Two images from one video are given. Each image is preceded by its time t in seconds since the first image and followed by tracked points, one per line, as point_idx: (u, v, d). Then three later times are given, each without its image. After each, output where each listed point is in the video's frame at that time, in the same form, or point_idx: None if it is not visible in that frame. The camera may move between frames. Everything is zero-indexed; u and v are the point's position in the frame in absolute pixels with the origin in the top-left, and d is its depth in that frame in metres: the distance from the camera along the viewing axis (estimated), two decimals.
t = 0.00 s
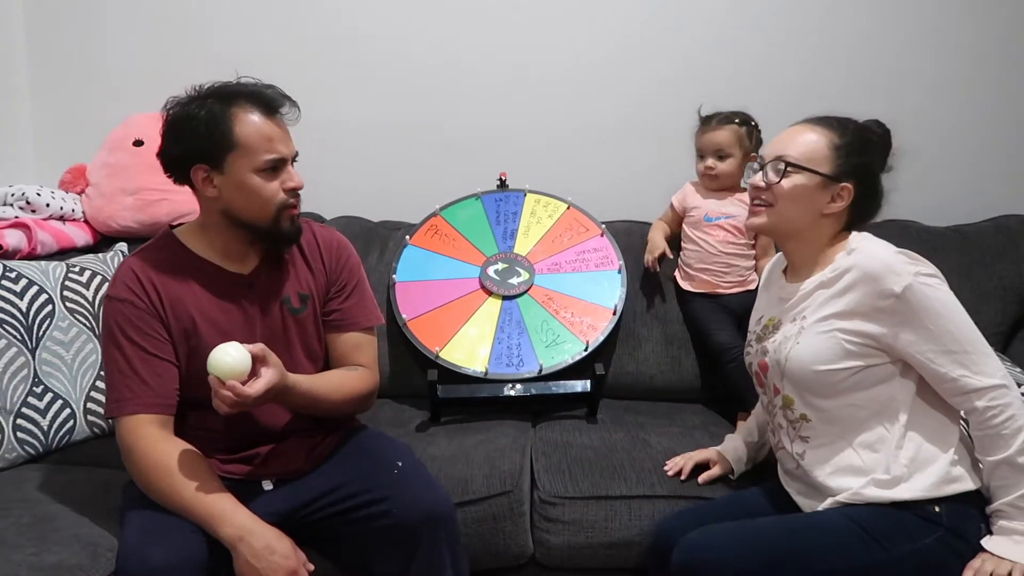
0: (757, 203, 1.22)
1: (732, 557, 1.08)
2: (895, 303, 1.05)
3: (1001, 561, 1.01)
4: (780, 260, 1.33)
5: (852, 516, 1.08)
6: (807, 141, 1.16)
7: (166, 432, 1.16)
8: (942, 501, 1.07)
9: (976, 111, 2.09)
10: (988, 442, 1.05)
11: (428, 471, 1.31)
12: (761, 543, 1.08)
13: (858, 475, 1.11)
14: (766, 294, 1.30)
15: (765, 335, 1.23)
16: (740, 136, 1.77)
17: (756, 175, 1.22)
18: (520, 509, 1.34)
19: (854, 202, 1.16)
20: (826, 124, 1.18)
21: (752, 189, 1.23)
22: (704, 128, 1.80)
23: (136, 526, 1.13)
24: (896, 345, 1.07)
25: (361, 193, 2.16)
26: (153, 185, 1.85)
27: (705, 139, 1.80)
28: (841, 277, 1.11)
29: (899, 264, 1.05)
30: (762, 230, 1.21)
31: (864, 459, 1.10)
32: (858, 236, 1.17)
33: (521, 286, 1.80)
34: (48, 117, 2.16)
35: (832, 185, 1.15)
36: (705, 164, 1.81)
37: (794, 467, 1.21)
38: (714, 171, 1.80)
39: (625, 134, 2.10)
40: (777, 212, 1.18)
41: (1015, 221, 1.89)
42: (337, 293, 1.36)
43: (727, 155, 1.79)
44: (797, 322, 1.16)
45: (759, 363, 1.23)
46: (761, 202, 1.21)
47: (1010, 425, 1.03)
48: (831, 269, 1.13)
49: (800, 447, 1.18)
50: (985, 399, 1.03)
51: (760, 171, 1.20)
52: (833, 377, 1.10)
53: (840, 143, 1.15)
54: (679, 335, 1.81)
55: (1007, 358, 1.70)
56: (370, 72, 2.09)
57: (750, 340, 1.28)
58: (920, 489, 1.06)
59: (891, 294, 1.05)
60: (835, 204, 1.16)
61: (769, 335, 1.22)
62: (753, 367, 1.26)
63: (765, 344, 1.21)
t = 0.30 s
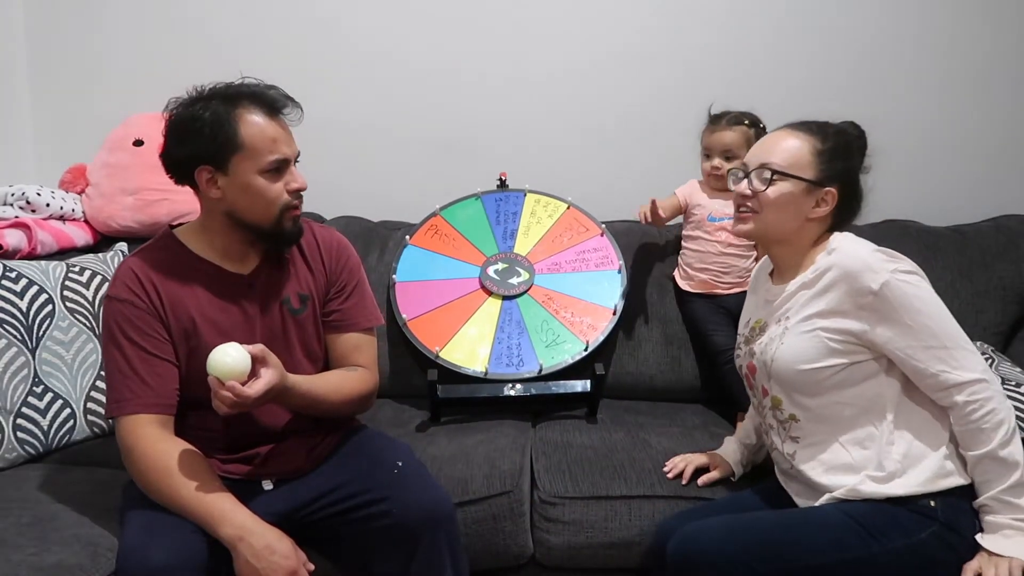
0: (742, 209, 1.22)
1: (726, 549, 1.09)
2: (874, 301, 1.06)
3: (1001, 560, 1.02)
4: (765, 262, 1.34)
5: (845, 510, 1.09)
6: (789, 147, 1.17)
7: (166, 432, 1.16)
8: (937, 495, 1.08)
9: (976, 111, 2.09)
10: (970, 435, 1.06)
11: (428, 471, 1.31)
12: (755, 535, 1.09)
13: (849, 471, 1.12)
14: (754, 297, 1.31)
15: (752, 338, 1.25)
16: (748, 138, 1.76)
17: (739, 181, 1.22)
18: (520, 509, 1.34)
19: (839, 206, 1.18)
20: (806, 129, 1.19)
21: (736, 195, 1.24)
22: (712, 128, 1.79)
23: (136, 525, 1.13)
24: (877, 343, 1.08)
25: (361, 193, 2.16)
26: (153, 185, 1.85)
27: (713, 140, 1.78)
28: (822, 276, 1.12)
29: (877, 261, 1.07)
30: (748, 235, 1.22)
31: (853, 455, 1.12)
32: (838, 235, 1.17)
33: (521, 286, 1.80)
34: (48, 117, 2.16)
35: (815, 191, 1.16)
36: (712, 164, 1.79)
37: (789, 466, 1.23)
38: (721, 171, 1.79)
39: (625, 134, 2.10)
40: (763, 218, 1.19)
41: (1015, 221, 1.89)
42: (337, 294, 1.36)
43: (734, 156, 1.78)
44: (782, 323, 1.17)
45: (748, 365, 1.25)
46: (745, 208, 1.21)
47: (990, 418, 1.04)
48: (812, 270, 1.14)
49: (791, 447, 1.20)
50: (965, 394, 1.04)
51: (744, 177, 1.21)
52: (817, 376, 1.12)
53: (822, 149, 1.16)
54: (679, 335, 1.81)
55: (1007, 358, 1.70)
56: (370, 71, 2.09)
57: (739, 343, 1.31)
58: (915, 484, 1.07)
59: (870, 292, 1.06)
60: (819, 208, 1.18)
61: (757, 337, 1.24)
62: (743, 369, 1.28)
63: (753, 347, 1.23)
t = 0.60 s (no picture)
0: (721, 216, 1.23)
1: (724, 549, 1.09)
2: (844, 303, 1.07)
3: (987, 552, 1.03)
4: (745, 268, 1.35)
5: (839, 506, 1.09)
6: (766, 153, 1.18)
7: (166, 432, 1.16)
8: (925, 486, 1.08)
9: (976, 111, 2.09)
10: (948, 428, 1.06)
11: (428, 471, 1.31)
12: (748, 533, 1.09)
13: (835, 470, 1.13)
14: (736, 302, 1.32)
15: (735, 344, 1.26)
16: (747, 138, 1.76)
17: (717, 189, 1.23)
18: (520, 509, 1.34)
19: (816, 210, 1.20)
20: (782, 136, 1.21)
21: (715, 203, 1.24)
22: (710, 129, 1.79)
23: (137, 526, 1.13)
24: (851, 343, 1.09)
25: (361, 193, 2.16)
26: (153, 185, 1.85)
27: (711, 141, 1.78)
28: (794, 280, 1.13)
29: (845, 264, 1.07)
30: (728, 242, 1.23)
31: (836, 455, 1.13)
32: (815, 237, 1.18)
33: (521, 286, 1.80)
34: (48, 117, 2.16)
35: (793, 196, 1.17)
36: (710, 164, 1.79)
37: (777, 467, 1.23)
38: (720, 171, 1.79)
39: (625, 134, 2.10)
40: (742, 225, 1.20)
41: (1015, 221, 1.89)
42: (337, 295, 1.36)
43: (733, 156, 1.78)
44: (759, 328, 1.19)
45: (732, 370, 1.27)
46: (725, 215, 1.22)
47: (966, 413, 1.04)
48: (786, 274, 1.15)
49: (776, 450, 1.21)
50: (940, 390, 1.04)
51: (722, 185, 1.21)
52: (795, 379, 1.13)
53: (798, 154, 1.18)
54: (679, 335, 1.81)
55: (1008, 358, 1.70)
56: (370, 72, 2.09)
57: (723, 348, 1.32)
58: (903, 479, 1.08)
59: (839, 294, 1.07)
60: (798, 213, 1.19)
61: (739, 343, 1.25)
62: (728, 374, 1.30)
63: (735, 353, 1.24)
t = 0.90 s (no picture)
0: (721, 212, 1.22)
1: (695, 537, 1.09)
2: (842, 298, 1.07)
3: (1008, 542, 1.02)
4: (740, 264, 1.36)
5: (819, 499, 1.10)
6: (764, 149, 1.18)
7: (166, 432, 1.16)
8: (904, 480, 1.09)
9: (976, 111, 2.09)
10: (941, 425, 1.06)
11: (428, 472, 1.31)
12: (727, 525, 1.09)
13: (824, 462, 1.13)
14: (729, 296, 1.34)
15: (728, 338, 1.27)
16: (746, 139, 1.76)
17: (716, 185, 1.22)
18: (520, 509, 1.34)
19: (812, 206, 1.21)
20: (778, 132, 1.21)
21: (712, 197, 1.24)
22: (709, 130, 1.79)
23: (136, 526, 1.13)
24: (845, 339, 1.09)
25: (362, 193, 2.16)
26: (153, 185, 1.85)
27: (710, 141, 1.78)
28: (791, 275, 1.14)
29: (843, 260, 1.08)
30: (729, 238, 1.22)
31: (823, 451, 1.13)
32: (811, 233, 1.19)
33: (521, 286, 1.80)
34: (48, 117, 2.16)
35: (793, 192, 1.18)
36: (709, 164, 1.79)
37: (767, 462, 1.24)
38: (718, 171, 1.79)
39: (625, 134, 2.10)
40: (744, 221, 1.20)
41: (1015, 221, 1.89)
42: (338, 296, 1.36)
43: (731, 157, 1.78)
44: (755, 323, 1.20)
45: (723, 366, 1.28)
46: (725, 211, 1.21)
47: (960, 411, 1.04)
48: (783, 269, 1.16)
49: (767, 445, 1.22)
50: (933, 387, 1.05)
51: (722, 181, 1.21)
52: (789, 373, 1.13)
53: (798, 150, 1.18)
54: (679, 336, 1.81)
55: (1008, 358, 1.70)
56: (370, 72, 2.09)
57: (716, 343, 1.33)
58: (883, 473, 1.08)
59: (836, 289, 1.07)
60: (796, 209, 1.20)
61: (733, 337, 1.26)
62: (721, 369, 1.31)
63: (729, 346, 1.25)
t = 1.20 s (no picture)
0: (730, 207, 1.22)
1: (702, 545, 1.10)
2: (849, 294, 1.06)
3: None
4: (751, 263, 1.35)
5: (826, 507, 1.10)
6: (775, 145, 1.18)
7: (166, 432, 1.16)
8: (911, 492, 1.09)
9: (977, 111, 2.09)
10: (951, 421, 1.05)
11: (428, 472, 1.31)
12: (731, 535, 1.09)
13: (829, 469, 1.13)
14: (740, 294, 1.33)
15: (739, 336, 1.27)
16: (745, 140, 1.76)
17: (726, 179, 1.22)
18: (520, 509, 1.34)
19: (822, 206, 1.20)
20: (789, 129, 1.21)
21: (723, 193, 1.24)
22: (708, 131, 1.79)
23: (136, 526, 1.13)
24: (853, 337, 1.08)
25: (361, 192, 2.16)
26: (153, 185, 1.85)
27: (709, 142, 1.79)
28: (800, 272, 1.13)
29: (852, 257, 1.07)
30: (737, 234, 1.22)
31: (830, 454, 1.12)
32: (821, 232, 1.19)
33: (521, 286, 1.80)
34: (48, 117, 2.16)
35: (802, 189, 1.18)
36: (708, 165, 1.80)
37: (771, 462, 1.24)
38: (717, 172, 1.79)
39: (626, 134, 2.10)
40: (752, 216, 1.19)
41: (1015, 221, 1.89)
42: (338, 297, 1.36)
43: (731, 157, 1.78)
44: (764, 321, 1.19)
45: (733, 365, 1.28)
46: (734, 206, 1.21)
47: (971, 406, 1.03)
48: (792, 267, 1.15)
49: (772, 444, 1.22)
50: (944, 383, 1.04)
51: (733, 176, 1.21)
52: (796, 372, 1.13)
53: (808, 147, 1.18)
54: (679, 336, 1.81)
55: (1007, 359, 1.70)
56: (370, 72, 2.09)
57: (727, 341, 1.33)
58: (889, 483, 1.08)
59: (844, 286, 1.06)
60: (805, 207, 1.19)
61: (742, 335, 1.25)
62: (730, 367, 1.30)
63: (738, 345, 1.25)
